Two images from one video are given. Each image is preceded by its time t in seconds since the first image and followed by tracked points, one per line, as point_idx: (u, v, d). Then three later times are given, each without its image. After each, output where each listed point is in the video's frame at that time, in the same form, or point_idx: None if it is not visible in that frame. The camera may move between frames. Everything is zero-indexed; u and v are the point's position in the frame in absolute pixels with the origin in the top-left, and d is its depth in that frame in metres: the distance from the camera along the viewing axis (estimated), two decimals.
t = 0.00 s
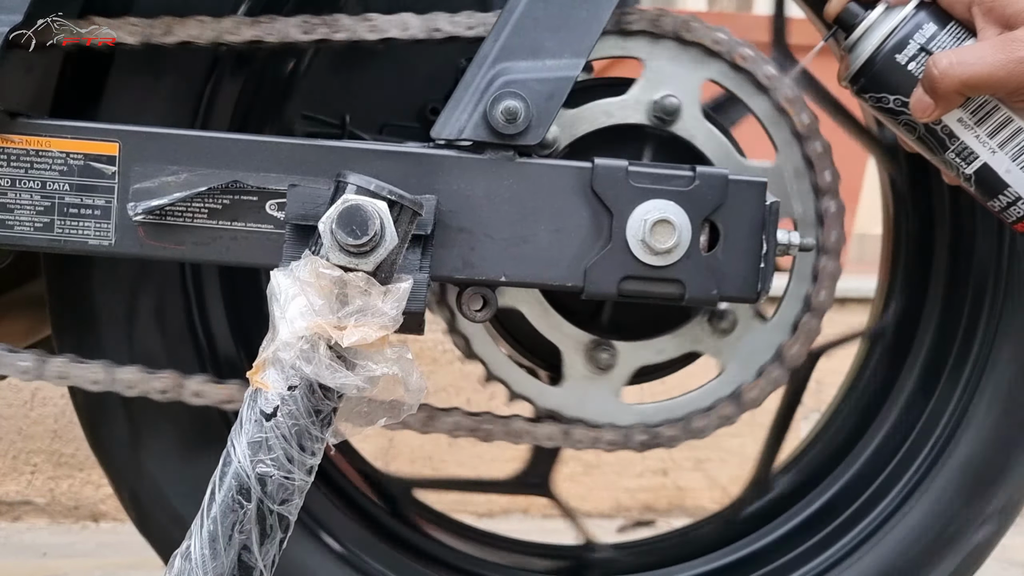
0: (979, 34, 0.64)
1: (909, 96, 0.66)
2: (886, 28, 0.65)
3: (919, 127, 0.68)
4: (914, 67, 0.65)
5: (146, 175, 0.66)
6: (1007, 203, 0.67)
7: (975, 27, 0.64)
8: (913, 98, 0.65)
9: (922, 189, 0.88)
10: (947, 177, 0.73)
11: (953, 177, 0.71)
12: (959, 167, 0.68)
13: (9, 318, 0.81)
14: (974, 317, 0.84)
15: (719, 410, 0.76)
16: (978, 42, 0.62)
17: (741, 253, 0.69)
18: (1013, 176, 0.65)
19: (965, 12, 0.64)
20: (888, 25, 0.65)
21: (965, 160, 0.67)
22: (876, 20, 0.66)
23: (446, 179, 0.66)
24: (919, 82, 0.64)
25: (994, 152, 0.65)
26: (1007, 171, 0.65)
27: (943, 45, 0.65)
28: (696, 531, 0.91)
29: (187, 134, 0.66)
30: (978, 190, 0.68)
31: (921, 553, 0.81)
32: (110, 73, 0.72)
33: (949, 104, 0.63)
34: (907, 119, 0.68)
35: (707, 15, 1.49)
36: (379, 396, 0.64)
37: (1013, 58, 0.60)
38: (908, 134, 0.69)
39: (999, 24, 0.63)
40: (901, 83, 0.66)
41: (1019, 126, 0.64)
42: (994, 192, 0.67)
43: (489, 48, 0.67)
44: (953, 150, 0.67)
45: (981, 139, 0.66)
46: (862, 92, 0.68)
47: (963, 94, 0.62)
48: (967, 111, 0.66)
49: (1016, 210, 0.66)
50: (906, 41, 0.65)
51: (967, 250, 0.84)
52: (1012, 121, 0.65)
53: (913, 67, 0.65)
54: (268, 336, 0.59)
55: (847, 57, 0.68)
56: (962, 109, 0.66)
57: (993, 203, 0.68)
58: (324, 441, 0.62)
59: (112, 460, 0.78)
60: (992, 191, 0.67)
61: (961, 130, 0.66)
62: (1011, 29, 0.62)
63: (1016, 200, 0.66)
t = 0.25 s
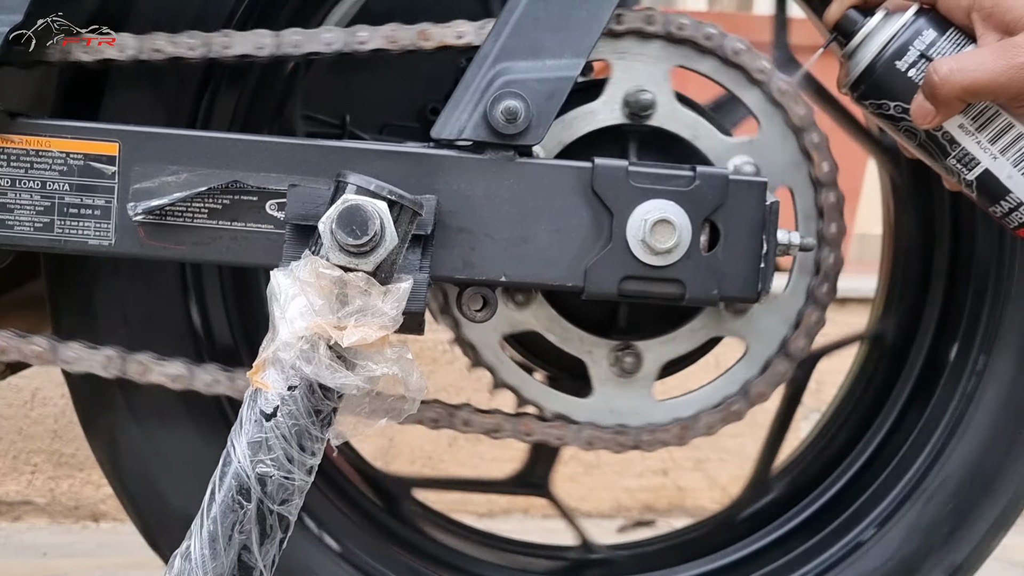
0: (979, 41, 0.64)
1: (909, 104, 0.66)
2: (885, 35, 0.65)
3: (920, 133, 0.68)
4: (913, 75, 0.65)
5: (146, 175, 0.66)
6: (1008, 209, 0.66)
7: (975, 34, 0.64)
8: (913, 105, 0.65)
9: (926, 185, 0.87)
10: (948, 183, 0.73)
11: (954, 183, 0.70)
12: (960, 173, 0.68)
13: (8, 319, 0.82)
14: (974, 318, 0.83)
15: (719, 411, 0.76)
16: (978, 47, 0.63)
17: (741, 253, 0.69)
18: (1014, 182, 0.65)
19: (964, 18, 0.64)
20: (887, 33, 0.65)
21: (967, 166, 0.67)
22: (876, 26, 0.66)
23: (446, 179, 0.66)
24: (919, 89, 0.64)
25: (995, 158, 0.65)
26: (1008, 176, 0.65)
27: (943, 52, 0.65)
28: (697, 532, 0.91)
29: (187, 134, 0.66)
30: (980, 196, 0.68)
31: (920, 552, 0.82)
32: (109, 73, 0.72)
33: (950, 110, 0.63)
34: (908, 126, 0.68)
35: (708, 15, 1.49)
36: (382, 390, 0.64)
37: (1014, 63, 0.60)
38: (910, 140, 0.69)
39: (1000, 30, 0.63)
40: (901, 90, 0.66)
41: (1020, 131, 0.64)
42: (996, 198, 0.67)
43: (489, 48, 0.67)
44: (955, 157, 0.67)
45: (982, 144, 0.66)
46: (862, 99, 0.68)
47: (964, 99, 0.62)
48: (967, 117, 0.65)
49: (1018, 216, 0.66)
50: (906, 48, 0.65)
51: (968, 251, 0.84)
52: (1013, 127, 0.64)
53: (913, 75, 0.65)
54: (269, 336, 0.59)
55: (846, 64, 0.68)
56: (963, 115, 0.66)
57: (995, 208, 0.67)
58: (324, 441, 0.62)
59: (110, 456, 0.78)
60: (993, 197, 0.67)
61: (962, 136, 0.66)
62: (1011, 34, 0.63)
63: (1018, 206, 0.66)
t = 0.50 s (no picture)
0: (978, 38, 0.64)
1: (908, 100, 0.66)
2: (885, 33, 0.65)
3: (919, 130, 0.68)
4: (913, 71, 0.65)
5: (146, 175, 0.66)
6: (1007, 206, 0.66)
7: (974, 31, 0.64)
8: (912, 102, 0.65)
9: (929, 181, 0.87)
10: (948, 180, 0.73)
11: (954, 181, 0.70)
12: (959, 171, 0.68)
13: (9, 319, 0.82)
14: (974, 318, 0.83)
15: (719, 411, 0.76)
16: (977, 45, 0.63)
17: (741, 253, 0.69)
18: (1013, 180, 0.65)
19: (963, 15, 0.64)
20: (886, 31, 0.65)
21: (965, 164, 0.67)
22: (876, 23, 0.66)
23: (446, 179, 0.66)
24: (918, 87, 0.64)
25: (994, 155, 0.65)
26: (1007, 173, 0.65)
27: (942, 49, 0.64)
28: (697, 532, 0.91)
29: (187, 134, 0.66)
30: (979, 193, 0.68)
31: (921, 552, 0.82)
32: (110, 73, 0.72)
33: (948, 107, 0.63)
34: (907, 123, 0.68)
35: (707, 15, 1.49)
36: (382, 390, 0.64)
37: (1012, 61, 0.60)
38: (908, 137, 0.69)
39: (998, 27, 0.63)
40: (900, 86, 0.66)
41: (1020, 128, 0.64)
42: (995, 196, 0.67)
43: (489, 48, 0.67)
44: (953, 154, 0.67)
45: (981, 141, 0.66)
46: (862, 96, 0.68)
47: (962, 97, 0.62)
48: (967, 113, 0.66)
49: (1016, 212, 0.66)
50: (905, 45, 0.65)
51: (967, 252, 0.84)
52: (1012, 124, 0.64)
53: (912, 71, 0.65)
54: (269, 337, 0.59)
55: (846, 63, 0.68)
56: (961, 112, 0.66)
57: (994, 205, 0.67)
58: (325, 441, 0.62)
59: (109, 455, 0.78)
60: (992, 194, 0.67)
61: (961, 133, 0.66)
62: (1010, 31, 0.62)
63: (1017, 203, 0.66)
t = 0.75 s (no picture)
0: (977, 36, 0.64)
1: (906, 97, 0.66)
2: (883, 30, 0.65)
3: (917, 128, 0.68)
4: (911, 69, 0.65)
5: (147, 175, 0.66)
6: (1004, 204, 0.67)
7: (973, 29, 0.64)
8: (910, 99, 0.65)
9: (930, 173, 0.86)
10: (947, 179, 0.73)
11: (952, 179, 0.70)
12: (957, 168, 0.68)
13: (7, 323, 0.82)
14: (974, 318, 0.83)
15: (719, 412, 0.76)
16: (975, 42, 0.63)
17: (741, 253, 0.69)
18: (1010, 178, 0.65)
19: (962, 14, 0.64)
20: (884, 28, 0.65)
21: (963, 162, 0.67)
22: (875, 20, 0.66)
23: (446, 179, 0.66)
24: (916, 84, 0.64)
25: (991, 153, 0.65)
26: (1003, 171, 0.65)
27: (940, 47, 0.64)
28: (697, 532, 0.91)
29: (188, 134, 0.66)
30: (976, 191, 0.68)
31: (921, 553, 0.82)
32: (110, 73, 0.72)
33: (945, 104, 0.63)
34: (905, 120, 0.68)
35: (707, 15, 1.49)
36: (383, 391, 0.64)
37: (1009, 58, 0.60)
38: (906, 135, 0.69)
39: (996, 25, 0.63)
40: (898, 84, 0.66)
41: (1018, 126, 0.64)
42: (992, 194, 0.67)
43: (490, 49, 0.67)
44: (951, 152, 0.67)
45: (978, 139, 0.66)
46: (860, 93, 0.68)
47: (959, 94, 0.62)
48: (964, 111, 0.65)
49: (1014, 210, 0.66)
50: (903, 43, 0.65)
51: (967, 253, 0.84)
52: (1009, 122, 0.64)
53: (911, 69, 0.65)
54: (269, 337, 0.59)
55: (845, 59, 0.68)
56: (960, 110, 0.66)
57: (992, 203, 0.68)
58: (325, 442, 0.62)
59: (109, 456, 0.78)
60: (989, 193, 0.67)
61: (958, 131, 0.66)
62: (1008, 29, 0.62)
63: (1014, 201, 0.66)
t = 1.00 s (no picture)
0: (979, 32, 0.64)
1: (908, 94, 0.66)
2: (885, 27, 0.65)
3: (918, 124, 0.68)
4: (913, 65, 0.65)
5: (147, 176, 0.66)
6: (1006, 200, 0.66)
7: (974, 25, 0.64)
8: (912, 95, 0.65)
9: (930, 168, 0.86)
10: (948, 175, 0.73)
11: (954, 176, 0.70)
12: (959, 164, 0.68)
13: (9, 321, 0.82)
14: (974, 319, 0.83)
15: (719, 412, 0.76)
16: (977, 38, 0.62)
17: (741, 253, 0.69)
18: (1011, 174, 0.65)
19: (964, 10, 0.64)
20: (886, 25, 0.65)
21: (965, 158, 0.67)
22: (878, 16, 0.66)
23: (447, 180, 0.66)
24: (918, 81, 0.64)
25: (993, 149, 0.65)
26: (1006, 167, 0.65)
27: (942, 43, 0.65)
28: (698, 531, 0.91)
29: (188, 135, 0.66)
30: (978, 188, 0.67)
31: (923, 551, 0.82)
32: (109, 73, 0.72)
33: (947, 100, 0.63)
34: (906, 116, 0.68)
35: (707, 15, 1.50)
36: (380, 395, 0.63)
37: (1012, 54, 0.60)
38: (908, 131, 0.69)
39: (998, 21, 0.63)
40: (900, 80, 0.66)
41: (1019, 123, 0.64)
42: (994, 189, 0.66)
43: (490, 49, 0.67)
44: (953, 148, 0.67)
45: (980, 136, 0.66)
46: (861, 90, 0.68)
47: (961, 89, 0.62)
48: (966, 108, 0.66)
49: (1015, 207, 0.66)
50: (905, 39, 0.65)
51: (967, 253, 0.84)
52: (1011, 119, 0.64)
53: (912, 65, 0.65)
54: (269, 337, 0.59)
55: (847, 55, 0.68)
56: (961, 106, 0.66)
57: (993, 200, 0.67)
58: (325, 442, 0.62)
59: (109, 456, 0.78)
60: (991, 189, 0.67)
61: (960, 127, 0.66)
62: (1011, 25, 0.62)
63: (1016, 198, 0.66)
